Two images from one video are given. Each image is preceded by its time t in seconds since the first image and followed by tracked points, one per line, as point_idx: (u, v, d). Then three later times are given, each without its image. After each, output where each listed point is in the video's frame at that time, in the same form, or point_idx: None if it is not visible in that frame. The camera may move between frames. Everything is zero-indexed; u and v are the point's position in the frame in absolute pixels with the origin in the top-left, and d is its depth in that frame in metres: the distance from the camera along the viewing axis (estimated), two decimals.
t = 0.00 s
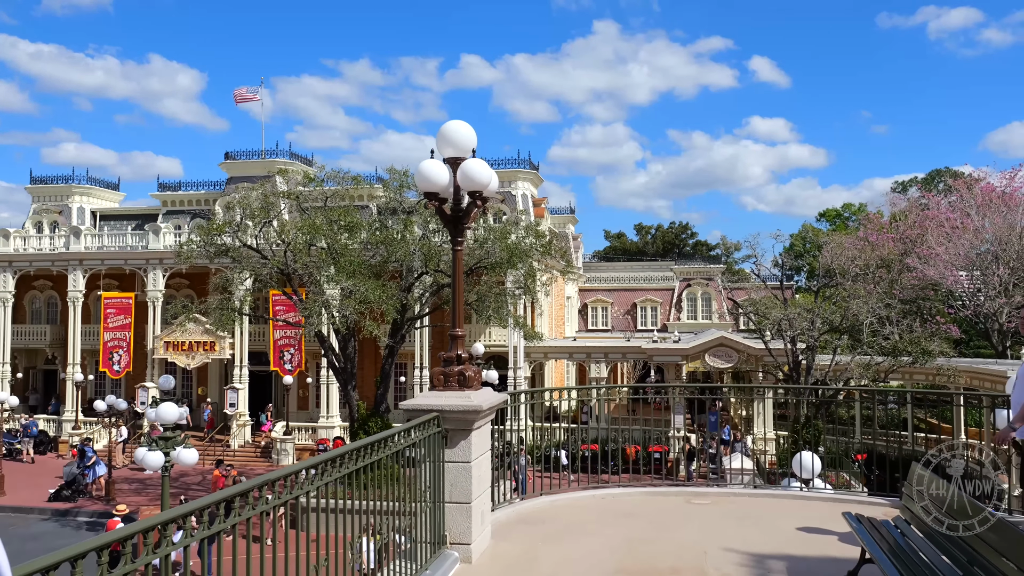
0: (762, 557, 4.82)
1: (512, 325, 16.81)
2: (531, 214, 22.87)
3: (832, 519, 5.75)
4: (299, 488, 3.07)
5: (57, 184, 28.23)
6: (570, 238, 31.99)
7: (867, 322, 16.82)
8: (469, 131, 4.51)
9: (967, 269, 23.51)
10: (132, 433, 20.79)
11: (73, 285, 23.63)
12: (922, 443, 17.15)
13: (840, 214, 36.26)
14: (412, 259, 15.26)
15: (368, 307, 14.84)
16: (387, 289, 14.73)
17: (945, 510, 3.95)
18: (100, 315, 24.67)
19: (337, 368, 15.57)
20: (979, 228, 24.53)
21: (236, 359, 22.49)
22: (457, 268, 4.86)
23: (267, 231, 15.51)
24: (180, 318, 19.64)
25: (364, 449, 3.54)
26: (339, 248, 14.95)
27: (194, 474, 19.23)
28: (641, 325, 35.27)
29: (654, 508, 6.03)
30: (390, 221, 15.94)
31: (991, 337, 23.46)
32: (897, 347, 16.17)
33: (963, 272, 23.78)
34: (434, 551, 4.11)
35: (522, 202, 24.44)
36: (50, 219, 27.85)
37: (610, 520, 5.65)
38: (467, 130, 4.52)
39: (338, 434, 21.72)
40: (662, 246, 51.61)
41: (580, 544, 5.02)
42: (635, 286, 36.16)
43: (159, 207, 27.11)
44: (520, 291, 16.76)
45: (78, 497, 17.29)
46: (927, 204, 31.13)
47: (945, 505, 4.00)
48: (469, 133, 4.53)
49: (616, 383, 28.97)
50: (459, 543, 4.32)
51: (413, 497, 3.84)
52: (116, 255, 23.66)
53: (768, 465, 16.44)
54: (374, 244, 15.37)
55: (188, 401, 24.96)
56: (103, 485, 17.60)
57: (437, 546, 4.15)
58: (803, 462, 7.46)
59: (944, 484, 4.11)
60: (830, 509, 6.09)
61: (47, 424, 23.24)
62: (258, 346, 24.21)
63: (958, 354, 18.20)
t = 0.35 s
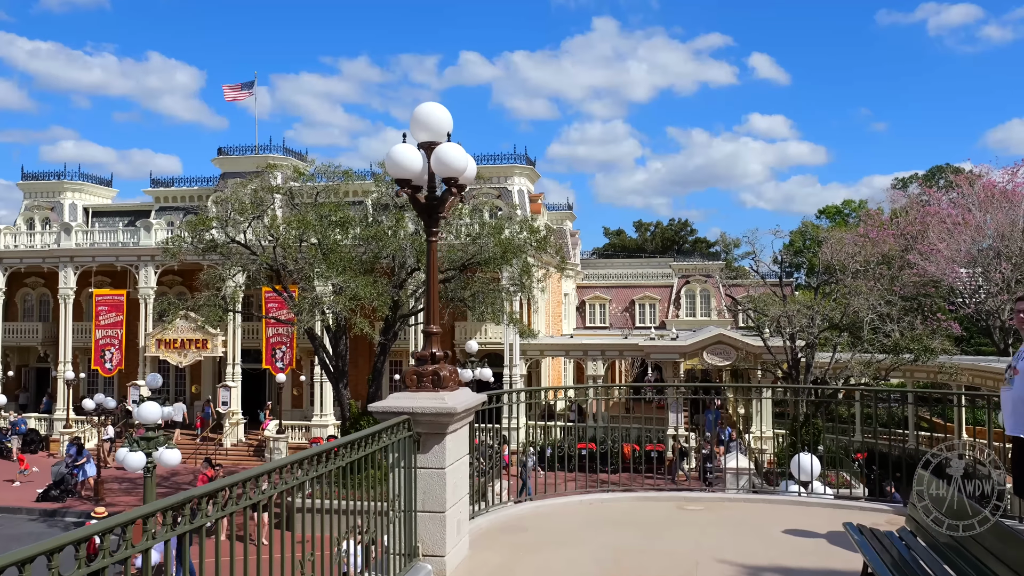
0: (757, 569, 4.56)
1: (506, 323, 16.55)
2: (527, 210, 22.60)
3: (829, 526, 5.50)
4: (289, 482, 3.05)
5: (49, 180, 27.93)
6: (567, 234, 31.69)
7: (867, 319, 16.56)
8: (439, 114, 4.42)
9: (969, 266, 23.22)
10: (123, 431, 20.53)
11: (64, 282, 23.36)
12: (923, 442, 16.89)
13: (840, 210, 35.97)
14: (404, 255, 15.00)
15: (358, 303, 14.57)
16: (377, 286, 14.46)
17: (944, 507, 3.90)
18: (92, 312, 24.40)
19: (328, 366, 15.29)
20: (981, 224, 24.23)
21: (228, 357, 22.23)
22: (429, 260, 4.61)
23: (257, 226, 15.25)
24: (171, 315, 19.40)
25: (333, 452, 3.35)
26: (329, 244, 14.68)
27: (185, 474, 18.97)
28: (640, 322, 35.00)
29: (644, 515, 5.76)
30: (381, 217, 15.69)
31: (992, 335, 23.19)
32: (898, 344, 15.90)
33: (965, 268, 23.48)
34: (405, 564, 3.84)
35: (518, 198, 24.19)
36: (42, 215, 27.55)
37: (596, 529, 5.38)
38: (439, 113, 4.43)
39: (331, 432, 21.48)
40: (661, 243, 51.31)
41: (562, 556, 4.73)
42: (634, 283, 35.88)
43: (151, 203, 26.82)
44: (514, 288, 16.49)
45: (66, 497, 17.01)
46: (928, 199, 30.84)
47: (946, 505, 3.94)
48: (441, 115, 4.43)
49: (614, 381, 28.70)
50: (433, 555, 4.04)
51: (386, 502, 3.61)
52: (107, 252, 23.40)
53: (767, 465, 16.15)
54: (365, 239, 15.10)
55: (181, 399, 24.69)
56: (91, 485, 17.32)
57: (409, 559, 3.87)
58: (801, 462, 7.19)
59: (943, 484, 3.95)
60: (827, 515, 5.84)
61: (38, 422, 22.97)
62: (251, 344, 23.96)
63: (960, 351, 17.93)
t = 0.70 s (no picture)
0: None
1: (505, 321, 16.31)
2: (527, 207, 22.36)
3: (836, 538, 5.24)
4: (282, 485, 2.96)
5: (45, 176, 27.69)
6: (567, 231, 31.44)
7: (872, 317, 16.31)
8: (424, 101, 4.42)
9: (974, 264, 22.94)
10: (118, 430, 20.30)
11: (59, 279, 23.12)
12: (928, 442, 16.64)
13: (843, 207, 35.71)
14: (401, 253, 14.78)
15: (354, 301, 14.32)
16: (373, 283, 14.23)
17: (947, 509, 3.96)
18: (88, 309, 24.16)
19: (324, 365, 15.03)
20: (986, 222, 23.94)
21: (225, 355, 22.03)
22: (412, 257, 4.43)
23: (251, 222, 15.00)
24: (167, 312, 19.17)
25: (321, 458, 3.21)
26: (325, 240, 14.44)
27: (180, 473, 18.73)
28: (640, 320, 34.76)
29: (642, 524, 5.52)
30: (378, 213, 15.46)
31: (997, 333, 22.92)
32: (903, 344, 15.66)
33: (970, 266, 23.20)
34: None
35: (518, 195, 23.95)
36: (37, 212, 27.31)
37: (590, 539, 5.14)
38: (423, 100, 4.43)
39: (329, 431, 21.27)
40: (662, 240, 51.05)
41: (554, 567, 4.49)
42: (635, 280, 35.62)
43: (148, 200, 26.60)
44: (513, 286, 16.26)
45: (59, 497, 16.73)
46: (932, 197, 30.58)
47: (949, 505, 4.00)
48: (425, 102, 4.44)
49: (614, 379, 28.46)
50: (413, 572, 3.81)
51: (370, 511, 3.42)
52: (103, 249, 23.18)
53: (770, 466, 15.88)
54: (361, 236, 14.87)
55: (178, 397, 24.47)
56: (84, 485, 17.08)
57: None
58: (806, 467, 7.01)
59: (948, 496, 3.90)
60: (833, 525, 5.58)
61: (33, 420, 22.73)
62: (248, 342, 23.74)
63: (966, 350, 17.67)
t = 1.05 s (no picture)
0: None
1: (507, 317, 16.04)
2: (530, 202, 22.11)
3: (855, 550, 4.96)
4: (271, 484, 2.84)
5: (44, 170, 27.50)
6: (571, 227, 31.16)
7: (881, 314, 16.03)
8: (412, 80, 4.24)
9: (984, 260, 22.59)
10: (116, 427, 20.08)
11: (58, 275, 22.90)
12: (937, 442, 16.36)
13: (849, 202, 35.37)
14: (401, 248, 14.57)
15: (353, 297, 14.06)
16: (372, 279, 13.98)
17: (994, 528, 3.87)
18: (86, 305, 23.95)
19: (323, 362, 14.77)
20: (995, 217, 23.62)
21: (224, 351, 21.81)
22: (404, 251, 4.23)
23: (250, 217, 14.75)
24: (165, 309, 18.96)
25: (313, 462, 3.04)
26: (323, 235, 14.20)
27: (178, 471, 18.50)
28: (644, 316, 34.50)
29: (650, 534, 5.26)
30: (378, 208, 15.21)
31: (1006, 330, 22.58)
32: (914, 341, 15.42)
33: (981, 263, 22.85)
34: None
35: (521, 190, 23.68)
36: (36, 207, 27.11)
37: (594, 550, 4.89)
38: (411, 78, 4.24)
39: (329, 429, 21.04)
40: (666, 236, 50.81)
41: None
42: (639, 276, 35.34)
43: (147, 195, 26.38)
44: (516, 282, 16.00)
45: (56, 495, 16.52)
46: (940, 192, 30.24)
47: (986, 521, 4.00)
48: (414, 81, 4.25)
49: (618, 376, 28.23)
50: None
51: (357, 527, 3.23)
52: (102, 244, 22.99)
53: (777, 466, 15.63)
54: (360, 231, 14.63)
55: (178, 393, 24.26)
56: (81, 482, 16.84)
57: None
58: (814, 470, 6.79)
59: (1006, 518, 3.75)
60: (850, 536, 5.30)
61: (32, 417, 22.53)
62: (247, 338, 23.53)
63: (977, 348, 17.35)
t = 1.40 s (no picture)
0: None
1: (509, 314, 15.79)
2: (532, 197, 21.85)
3: (873, 560, 4.71)
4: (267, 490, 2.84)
5: (42, 166, 27.31)
6: (573, 222, 30.89)
7: (889, 310, 15.73)
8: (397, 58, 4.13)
9: (993, 256, 22.26)
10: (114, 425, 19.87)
11: (56, 271, 22.68)
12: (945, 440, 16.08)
13: (854, 197, 35.06)
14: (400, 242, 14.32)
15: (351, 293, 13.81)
16: (371, 275, 13.73)
17: None
18: (85, 301, 23.75)
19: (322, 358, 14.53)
20: (1004, 212, 23.30)
21: (223, 348, 21.59)
22: (389, 238, 4.05)
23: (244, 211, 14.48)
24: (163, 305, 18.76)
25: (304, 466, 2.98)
26: (321, 230, 13.94)
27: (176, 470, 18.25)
28: (648, 313, 34.26)
29: (656, 542, 5.02)
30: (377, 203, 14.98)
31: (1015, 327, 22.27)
32: (923, 337, 15.16)
33: (989, 259, 22.53)
34: None
35: (524, 184, 23.41)
36: (35, 203, 26.92)
37: (596, 559, 4.66)
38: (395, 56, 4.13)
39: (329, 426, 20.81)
40: (670, 233, 50.55)
41: None
42: (642, 272, 35.06)
43: (147, 190, 26.18)
44: (518, 278, 15.74)
45: (52, 494, 16.33)
46: (947, 187, 29.94)
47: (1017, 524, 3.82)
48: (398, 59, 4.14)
49: (621, 373, 28.01)
50: None
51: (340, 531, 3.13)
52: (100, 240, 22.79)
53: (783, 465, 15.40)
54: (359, 225, 14.37)
55: (178, 390, 24.06)
56: (77, 481, 16.62)
57: None
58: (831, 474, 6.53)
59: None
60: (863, 544, 5.05)
61: (30, 415, 22.34)
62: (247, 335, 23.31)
63: (987, 345, 17.04)
